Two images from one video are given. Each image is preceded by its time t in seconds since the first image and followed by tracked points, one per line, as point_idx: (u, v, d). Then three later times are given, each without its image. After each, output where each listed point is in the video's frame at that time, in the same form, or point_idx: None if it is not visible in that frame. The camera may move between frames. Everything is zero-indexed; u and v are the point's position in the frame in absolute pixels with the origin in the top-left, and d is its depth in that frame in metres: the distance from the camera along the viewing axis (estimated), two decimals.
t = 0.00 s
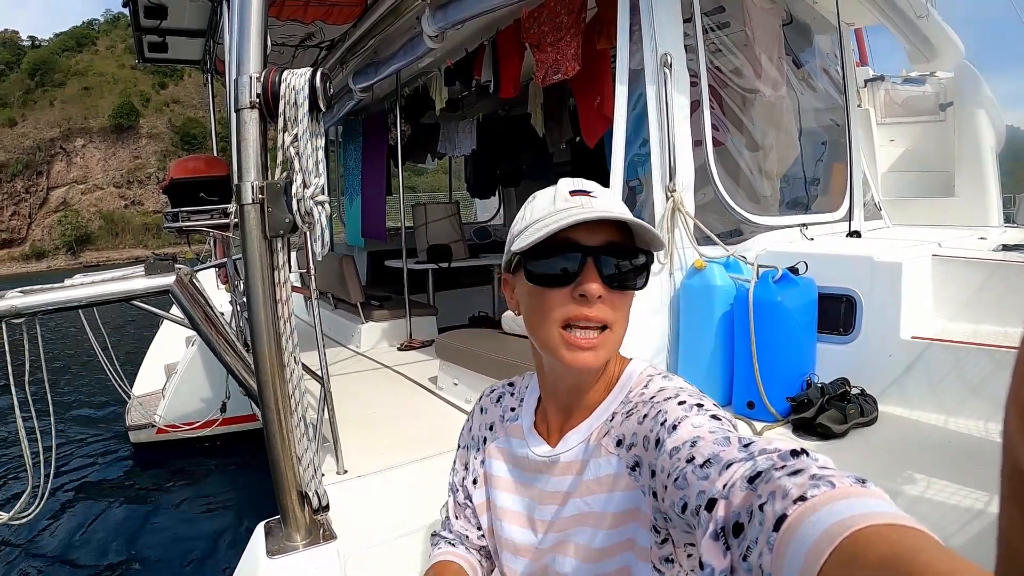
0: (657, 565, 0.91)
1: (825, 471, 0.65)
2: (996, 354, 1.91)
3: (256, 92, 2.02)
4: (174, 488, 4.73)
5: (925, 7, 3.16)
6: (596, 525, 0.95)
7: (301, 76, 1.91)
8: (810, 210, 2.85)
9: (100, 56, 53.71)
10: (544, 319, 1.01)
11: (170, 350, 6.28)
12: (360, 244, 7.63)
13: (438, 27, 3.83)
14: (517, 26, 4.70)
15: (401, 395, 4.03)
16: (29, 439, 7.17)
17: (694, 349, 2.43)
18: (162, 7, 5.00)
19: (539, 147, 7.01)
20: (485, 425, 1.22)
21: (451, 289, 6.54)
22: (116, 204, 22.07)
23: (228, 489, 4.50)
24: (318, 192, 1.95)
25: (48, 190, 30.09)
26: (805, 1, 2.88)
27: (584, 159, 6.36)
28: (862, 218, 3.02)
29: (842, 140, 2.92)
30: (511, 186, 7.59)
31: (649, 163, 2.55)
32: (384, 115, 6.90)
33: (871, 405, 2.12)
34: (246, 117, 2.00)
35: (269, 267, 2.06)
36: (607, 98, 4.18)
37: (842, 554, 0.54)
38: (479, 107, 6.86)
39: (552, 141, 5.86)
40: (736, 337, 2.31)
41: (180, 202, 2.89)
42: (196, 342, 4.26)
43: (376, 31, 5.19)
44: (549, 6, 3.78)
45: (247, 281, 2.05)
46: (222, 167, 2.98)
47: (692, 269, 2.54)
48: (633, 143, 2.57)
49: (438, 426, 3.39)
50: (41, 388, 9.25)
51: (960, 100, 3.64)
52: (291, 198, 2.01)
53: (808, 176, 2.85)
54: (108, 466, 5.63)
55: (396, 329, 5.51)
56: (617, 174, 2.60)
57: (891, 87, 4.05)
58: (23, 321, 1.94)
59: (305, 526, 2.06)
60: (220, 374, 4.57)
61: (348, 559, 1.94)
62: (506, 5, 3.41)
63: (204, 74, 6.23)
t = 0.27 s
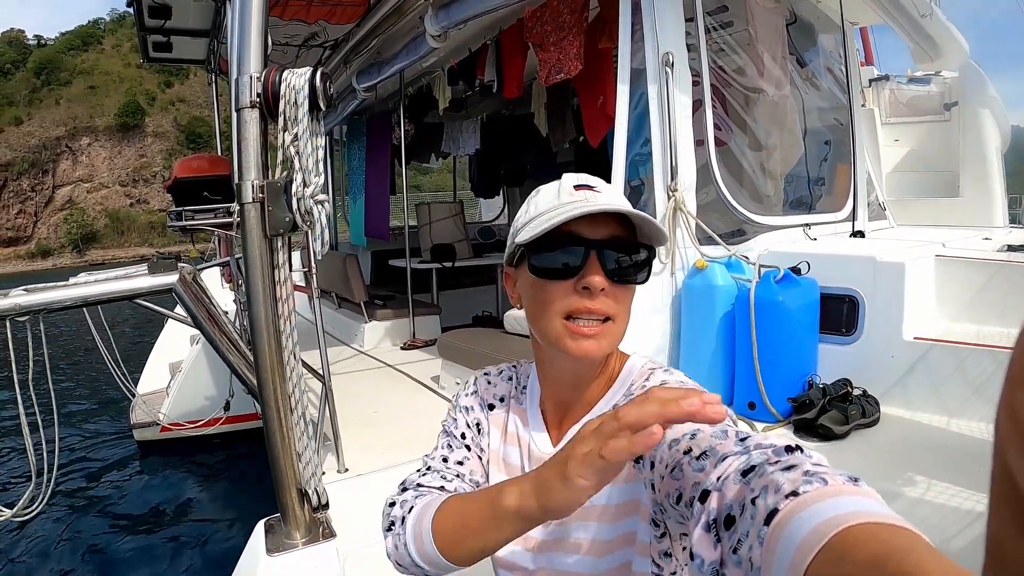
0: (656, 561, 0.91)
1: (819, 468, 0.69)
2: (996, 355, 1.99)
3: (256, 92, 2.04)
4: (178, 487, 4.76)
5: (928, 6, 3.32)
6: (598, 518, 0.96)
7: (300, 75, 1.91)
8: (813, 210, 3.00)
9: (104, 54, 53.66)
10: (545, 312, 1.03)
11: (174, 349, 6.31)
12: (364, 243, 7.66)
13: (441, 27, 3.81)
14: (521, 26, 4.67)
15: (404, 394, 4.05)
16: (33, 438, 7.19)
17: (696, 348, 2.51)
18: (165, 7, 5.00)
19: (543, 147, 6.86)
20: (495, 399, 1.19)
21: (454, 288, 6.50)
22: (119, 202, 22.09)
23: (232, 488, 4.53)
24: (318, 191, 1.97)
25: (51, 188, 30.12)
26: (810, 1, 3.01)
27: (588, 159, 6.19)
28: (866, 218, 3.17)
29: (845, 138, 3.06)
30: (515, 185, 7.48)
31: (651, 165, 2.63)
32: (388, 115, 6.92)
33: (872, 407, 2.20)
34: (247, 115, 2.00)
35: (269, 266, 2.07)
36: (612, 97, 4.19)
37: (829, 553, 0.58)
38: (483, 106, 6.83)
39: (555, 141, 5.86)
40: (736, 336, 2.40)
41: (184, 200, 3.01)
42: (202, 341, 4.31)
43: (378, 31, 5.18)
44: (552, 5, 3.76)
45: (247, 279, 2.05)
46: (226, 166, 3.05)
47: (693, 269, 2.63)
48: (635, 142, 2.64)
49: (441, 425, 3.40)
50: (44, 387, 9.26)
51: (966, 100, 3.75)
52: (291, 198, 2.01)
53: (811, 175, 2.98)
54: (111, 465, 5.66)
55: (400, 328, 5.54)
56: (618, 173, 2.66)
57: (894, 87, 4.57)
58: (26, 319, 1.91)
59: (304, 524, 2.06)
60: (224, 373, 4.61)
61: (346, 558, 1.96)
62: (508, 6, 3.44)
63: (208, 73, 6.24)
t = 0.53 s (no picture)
0: (667, 559, 0.93)
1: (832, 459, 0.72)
2: (1003, 356, 2.12)
3: (261, 93, 2.08)
4: (187, 487, 4.82)
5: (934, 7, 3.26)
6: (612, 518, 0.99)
7: (307, 76, 1.98)
8: (820, 210, 3.03)
9: (113, 55, 53.74)
10: (545, 313, 1.09)
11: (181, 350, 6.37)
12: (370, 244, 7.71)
13: (447, 28, 3.85)
14: (526, 27, 4.75)
15: (409, 395, 4.09)
16: (39, 438, 7.26)
17: (703, 351, 2.61)
18: (173, 8, 5.07)
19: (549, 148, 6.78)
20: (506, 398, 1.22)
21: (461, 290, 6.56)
22: (126, 203, 22.24)
23: (241, 487, 4.59)
24: (324, 192, 1.99)
25: (61, 189, 30.35)
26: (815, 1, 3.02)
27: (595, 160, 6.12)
28: (872, 219, 3.21)
29: (852, 139, 3.10)
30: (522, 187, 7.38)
31: (656, 164, 2.73)
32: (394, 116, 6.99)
33: (879, 409, 2.32)
34: (253, 117, 2.05)
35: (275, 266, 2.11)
36: (616, 97, 4.24)
37: (846, 547, 0.61)
38: (489, 108, 6.83)
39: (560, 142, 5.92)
40: (745, 337, 2.51)
41: (191, 201, 3.10)
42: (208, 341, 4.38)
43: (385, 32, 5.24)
44: (557, 5, 3.77)
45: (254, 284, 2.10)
46: (231, 168, 3.20)
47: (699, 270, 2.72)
48: (641, 143, 2.73)
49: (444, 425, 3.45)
50: (50, 389, 9.33)
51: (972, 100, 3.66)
52: (296, 198, 2.04)
53: (818, 176, 3.02)
54: (118, 465, 5.73)
55: (406, 328, 5.57)
56: (626, 174, 2.75)
57: (901, 87, 4.20)
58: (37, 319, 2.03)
59: (309, 525, 2.11)
60: (230, 374, 4.68)
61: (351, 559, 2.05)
62: (510, 6, 3.44)
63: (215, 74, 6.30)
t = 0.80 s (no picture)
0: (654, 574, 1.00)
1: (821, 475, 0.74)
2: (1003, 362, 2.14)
3: (262, 101, 2.10)
4: (191, 488, 4.87)
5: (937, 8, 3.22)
6: (594, 540, 1.04)
7: (306, 85, 2.01)
8: (822, 215, 3.03)
9: (117, 55, 53.71)
10: (524, 333, 1.13)
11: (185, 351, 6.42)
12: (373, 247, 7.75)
13: (449, 32, 3.90)
14: (528, 31, 4.76)
15: (410, 398, 4.12)
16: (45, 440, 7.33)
17: (703, 357, 2.64)
18: (176, 12, 5.12)
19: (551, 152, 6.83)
20: (489, 421, 1.30)
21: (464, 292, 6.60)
22: (130, 203, 22.33)
23: (245, 490, 4.64)
24: (323, 201, 2.02)
25: (66, 189, 30.49)
26: (816, 4, 3.02)
27: (597, 162, 6.18)
28: (874, 223, 3.20)
29: (857, 143, 3.09)
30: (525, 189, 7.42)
31: (657, 170, 2.78)
32: (397, 118, 7.03)
33: (878, 416, 2.33)
34: (254, 126, 2.07)
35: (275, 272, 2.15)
36: (618, 101, 4.29)
37: (841, 559, 0.62)
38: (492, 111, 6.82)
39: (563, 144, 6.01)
40: (744, 342, 2.52)
41: (194, 205, 3.12)
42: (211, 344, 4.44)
43: (389, 34, 5.33)
44: (559, 10, 3.79)
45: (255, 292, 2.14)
46: (234, 172, 3.24)
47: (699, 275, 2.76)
48: (642, 148, 2.80)
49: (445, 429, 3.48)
50: (56, 390, 9.42)
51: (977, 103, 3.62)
52: (297, 207, 2.07)
53: (820, 179, 3.01)
54: (123, 467, 5.79)
55: (408, 331, 5.61)
56: (625, 179, 2.81)
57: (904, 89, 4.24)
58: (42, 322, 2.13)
59: (310, 529, 2.20)
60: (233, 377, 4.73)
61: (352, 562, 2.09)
62: (511, 12, 3.47)
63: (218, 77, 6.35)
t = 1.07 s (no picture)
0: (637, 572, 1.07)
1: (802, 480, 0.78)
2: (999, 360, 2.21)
3: (265, 102, 2.17)
4: (197, 484, 4.96)
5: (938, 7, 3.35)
6: (577, 539, 1.12)
7: (308, 86, 2.07)
8: (824, 212, 3.09)
9: (121, 54, 53.76)
10: (500, 337, 1.24)
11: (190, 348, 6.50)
12: (377, 245, 7.83)
13: (451, 32, 3.96)
14: (530, 30, 4.82)
15: (412, 396, 4.19)
16: (51, 436, 7.42)
17: (703, 356, 2.71)
18: (181, 12, 5.19)
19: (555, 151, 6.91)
20: (480, 423, 1.45)
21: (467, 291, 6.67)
22: (135, 202, 22.46)
23: (250, 485, 4.72)
24: (326, 199, 2.13)
25: (71, 188, 30.66)
26: (818, 3, 3.06)
27: (600, 162, 6.42)
28: (876, 222, 3.26)
29: (858, 143, 3.16)
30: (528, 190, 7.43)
31: (657, 169, 2.81)
32: (401, 118, 7.10)
33: (876, 413, 2.39)
34: (256, 126, 2.13)
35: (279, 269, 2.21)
36: (619, 100, 4.36)
37: (818, 562, 0.67)
38: (495, 110, 6.94)
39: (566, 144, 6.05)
40: (743, 340, 2.57)
41: (200, 203, 3.25)
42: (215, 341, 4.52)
43: (391, 34, 5.39)
44: (560, 10, 3.85)
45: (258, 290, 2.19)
46: (238, 171, 3.40)
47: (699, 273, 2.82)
48: (642, 147, 2.84)
49: (448, 426, 3.55)
50: (63, 388, 9.52)
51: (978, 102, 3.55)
52: (300, 206, 2.16)
53: (821, 179, 3.07)
54: (129, 463, 5.87)
55: (412, 329, 5.69)
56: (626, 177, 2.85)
57: (906, 88, 4.17)
58: (46, 319, 2.19)
59: (312, 524, 2.22)
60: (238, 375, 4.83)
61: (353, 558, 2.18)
62: (511, 13, 3.53)
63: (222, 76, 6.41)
